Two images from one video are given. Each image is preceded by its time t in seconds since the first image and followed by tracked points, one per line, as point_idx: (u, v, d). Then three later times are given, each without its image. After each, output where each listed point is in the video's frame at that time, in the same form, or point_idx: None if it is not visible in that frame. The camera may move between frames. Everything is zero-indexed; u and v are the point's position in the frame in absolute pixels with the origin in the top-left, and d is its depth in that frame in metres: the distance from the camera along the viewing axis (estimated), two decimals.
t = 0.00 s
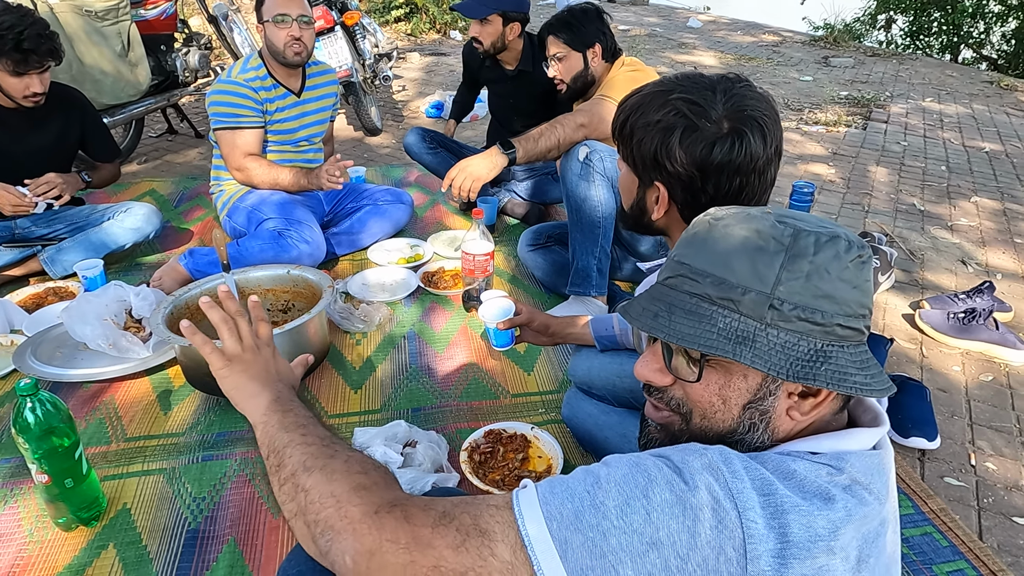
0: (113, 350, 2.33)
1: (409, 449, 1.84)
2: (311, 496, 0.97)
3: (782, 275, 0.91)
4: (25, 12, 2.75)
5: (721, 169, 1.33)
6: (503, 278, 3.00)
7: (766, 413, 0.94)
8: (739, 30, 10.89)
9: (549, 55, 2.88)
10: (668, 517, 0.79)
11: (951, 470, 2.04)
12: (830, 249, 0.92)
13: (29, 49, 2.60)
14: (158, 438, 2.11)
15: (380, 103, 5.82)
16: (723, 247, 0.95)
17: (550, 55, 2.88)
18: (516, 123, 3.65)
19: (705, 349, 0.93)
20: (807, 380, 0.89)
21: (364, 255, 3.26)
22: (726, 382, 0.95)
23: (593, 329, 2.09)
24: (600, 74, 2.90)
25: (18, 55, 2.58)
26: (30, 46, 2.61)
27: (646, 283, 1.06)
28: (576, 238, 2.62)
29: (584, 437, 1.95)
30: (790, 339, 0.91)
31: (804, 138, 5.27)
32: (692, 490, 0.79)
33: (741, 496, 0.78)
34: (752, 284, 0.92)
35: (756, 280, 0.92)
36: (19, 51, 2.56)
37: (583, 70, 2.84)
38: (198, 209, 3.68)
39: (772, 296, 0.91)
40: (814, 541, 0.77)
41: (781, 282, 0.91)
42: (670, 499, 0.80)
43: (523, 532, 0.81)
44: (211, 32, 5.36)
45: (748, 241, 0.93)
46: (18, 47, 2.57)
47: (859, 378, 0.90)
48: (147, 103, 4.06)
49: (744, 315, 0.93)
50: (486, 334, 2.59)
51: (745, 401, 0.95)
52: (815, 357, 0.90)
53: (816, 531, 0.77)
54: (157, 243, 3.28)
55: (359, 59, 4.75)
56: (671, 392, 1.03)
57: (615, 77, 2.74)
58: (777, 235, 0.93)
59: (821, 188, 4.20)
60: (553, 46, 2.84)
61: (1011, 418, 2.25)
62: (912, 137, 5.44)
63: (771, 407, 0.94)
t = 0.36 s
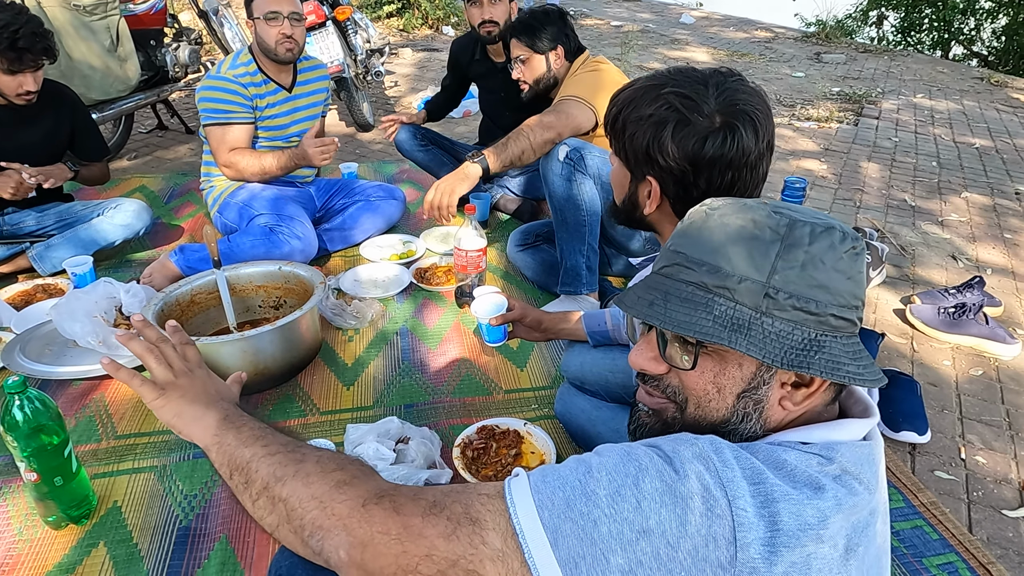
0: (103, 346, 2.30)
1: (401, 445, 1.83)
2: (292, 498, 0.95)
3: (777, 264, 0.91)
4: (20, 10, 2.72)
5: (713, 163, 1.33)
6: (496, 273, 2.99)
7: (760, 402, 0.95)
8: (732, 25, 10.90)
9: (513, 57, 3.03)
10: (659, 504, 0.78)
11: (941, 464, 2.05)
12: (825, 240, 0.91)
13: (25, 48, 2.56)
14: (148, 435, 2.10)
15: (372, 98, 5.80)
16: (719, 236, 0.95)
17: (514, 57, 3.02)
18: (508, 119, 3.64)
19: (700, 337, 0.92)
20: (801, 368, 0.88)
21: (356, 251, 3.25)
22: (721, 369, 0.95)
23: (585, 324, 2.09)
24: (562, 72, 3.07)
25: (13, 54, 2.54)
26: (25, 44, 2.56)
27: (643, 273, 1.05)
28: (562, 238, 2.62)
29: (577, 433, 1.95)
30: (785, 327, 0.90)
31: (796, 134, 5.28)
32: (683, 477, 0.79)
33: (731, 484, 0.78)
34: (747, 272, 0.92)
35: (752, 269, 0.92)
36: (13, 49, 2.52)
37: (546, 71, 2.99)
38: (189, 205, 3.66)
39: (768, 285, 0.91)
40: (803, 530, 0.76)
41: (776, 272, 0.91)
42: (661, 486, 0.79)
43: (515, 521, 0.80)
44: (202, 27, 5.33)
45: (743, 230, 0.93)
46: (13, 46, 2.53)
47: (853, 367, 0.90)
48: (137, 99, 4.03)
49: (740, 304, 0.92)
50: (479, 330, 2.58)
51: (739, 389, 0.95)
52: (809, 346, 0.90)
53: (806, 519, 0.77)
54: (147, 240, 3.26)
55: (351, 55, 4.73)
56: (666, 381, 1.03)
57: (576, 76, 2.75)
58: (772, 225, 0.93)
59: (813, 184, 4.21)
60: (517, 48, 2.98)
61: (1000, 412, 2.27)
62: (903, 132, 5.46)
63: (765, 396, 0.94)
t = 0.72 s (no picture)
0: (103, 341, 2.32)
1: (398, 440, 1.85)
2: (288, 483, 0.96)
3: (783, 276, 0.88)
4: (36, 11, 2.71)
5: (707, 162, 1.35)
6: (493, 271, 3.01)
7: (750, 406, 0.94)
8: (731, 25, 10.91)
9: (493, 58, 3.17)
10: (647, 483, 0.81)
11: (932, 461, 2.07)
12: (834, 255, 0.89)
13: (40, 52, 2.56)
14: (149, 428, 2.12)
15: (371, 96, 5.82)
16: (726, 240, 0.92)
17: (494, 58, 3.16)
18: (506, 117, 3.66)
19: (695, 341, 0.92)
20: (792, 382, 0.88)
21: (354, 249, 3.26)
22: (715, 371, 0.95)
23: (582, 322, 2.11)
24: (541, 73, 3.19)
25: (27, 58, 2.55)
26: (39, 49, 2.56)
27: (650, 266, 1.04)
28: (550, 241, 2.66)
29: (572, 429, 1.98)
30: (782, 340, 0.89)
31: (793, 134, 5.31)
32: (671, 458, 0.82)
33: (718, 469, 0.80)
34: (751, 282, 0.90)
35: (756, 278, 0.90)
36: (29, 53, 2.53)
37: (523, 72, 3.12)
38: (188, 201, 3.67)
39: (769, 296, 0.89)
40: (786, 515, 0.79)
41: (779, 284, 0.89)
42: (650, 465, 0.81)
43: (509, 492, 0.83)
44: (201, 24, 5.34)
45: (751, 238, 0.91)
46: (28, 51, 2.53)
47: (846, 383, 0.88)
48: (136, 94, 4.03)
49: (740, 312, 0.91)
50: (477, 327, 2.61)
51: (730, 392, 0.95)
52: (804, 360, 0.89)
53: (789, 505, 0.79)
54: (147, 235, 3.27)
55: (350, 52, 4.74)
56: (660, 374, 1.03)
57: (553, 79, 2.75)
58: (782, 234, 0.90)
59: (809, 184, 4.24)
60: (495, 50, 3.12)
61: (990, 410, 2.29)
62: (899, 133, 5.49)
63: (756, 400, 0.94)
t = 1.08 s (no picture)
0: (124, 335, 2.42)
1: (407, 433, 1.93)
2: (304, 475, 0.97)
3: (747, 280, 0.91)
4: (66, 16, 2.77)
5: (699, 172, 1.41)
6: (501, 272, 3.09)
7: (717, 399, 0.97)
8: (742, 29, 10.95)
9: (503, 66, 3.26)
10: (636, 476, 0.82)
11: (925, 462, 2.13)
12: (801, 264, 0.90)
13: (75, 61, 2.64)
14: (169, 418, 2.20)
15: (383, 98, 5.91)
16: (700, 243, 0.96)
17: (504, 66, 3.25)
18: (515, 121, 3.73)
19: (665, 336, 0.97)
20: (747, 378, 0.92)
21: (367, 248, 3.35)
22: (686, 365, 0.99)
23: (584, 322, 2.18)
24: (550, 81, 3.27)
25: (63, 66, 2.63)
26: (75, 58, 2.65)
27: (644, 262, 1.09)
28: (558, 242, 2.74)
29: (575, 425, 2.06)
30: (745, 339, 0.92)
31: (801, 139, 5.35)
32: (659, 454, 0.83)
33: (702, 463, 0.82)
34: (718, 283, 0.93)
35: (724, 280, 0.93)
36: (66, 63, 2.61)
37: (532, 80, 3.21)
38: (205, 200, 3.77)
39: (733, 298, 0.92)
40: (764, 506, 0.81)
41: (743, 288, 0.92)
42: (640, 460, 0.83)
43: (507, 484, 0.84)
44: (219, 25, 5.44)
45: (722, 243, 0.94)
46: (65, 60, 2.61)
47: (806, 386, 0.91)
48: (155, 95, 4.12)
49: (707, 311, 0.95)
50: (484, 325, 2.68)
51: (698, 384, 0.99)
52: (765, 360, 0.92)
53: (767, 497, 0.82)
54: (165, 233, 3.37)
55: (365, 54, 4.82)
56: (644, 363, 1.08)
57: (564, 84, 2.82)
58: (752, 240, 0.92)
59: (814, 188, 4.29)
60: (505, 59, 3.21)
61: (985, 413, 2.35)
62: (907, 139, 5.52)
63: (722, 394, 0.97)
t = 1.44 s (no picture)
0: (174, 318, 2.61)
1: (431, 419, 2.07)
2: (332, 445, 1.09)
3: (716, 281, 1.04)
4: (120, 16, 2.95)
5: (701, 181, 1.51)
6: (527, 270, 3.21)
7: (689, 384, 1.09)
8: (783, 32, 10.85)
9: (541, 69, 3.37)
10: (621, 453, 0.93)
11: (932, 467, 2.18)
12: (766, 271, 1.01)
13: (126, 57, 2.81)
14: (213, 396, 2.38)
15: (421, 98, 6.07)
16: (684, 245, 1.09)
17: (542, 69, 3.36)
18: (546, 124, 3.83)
19: (645, 325, 1.11)
20: (706, 367, 1.04)
21: (400, 244, 3.50)
22: (664, 351, 1.11)
23: (602, 320, 2.28)
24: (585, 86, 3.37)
25: (116, 62, 2.81)
26: (126, 53, 2.82)
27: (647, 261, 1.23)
28: (583, 242, 2.84)
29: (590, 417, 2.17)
30: (711, 332, 1.05)
31: (835, 146, 5.34)
32: (643, 434, 0.94)
33: (680, 443, 0.93)
34: (692, 281, 1.06)
35: (698, 279, 1.06)
36: (117, 59, 2.79)
37: (569, 84, 3.31)
38: (250, 194, 3.97)
39: (704, 296, 1.05)
40: (734, 483, 0.92)
41: (712, 287, 1.04)
42: (624, 438, 0.94)
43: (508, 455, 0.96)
44: (267, 26, 5.67)
45: (701, 247, 1.06)
46: (116, 56, 2.79)
47: (762, 380, 1.02)
48: (206, 94, 4.33)
49: (682, 305, 1.08)
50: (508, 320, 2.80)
51: (674, 369, 1.10)
52: (727, 352, 1.04)
53: (737, 475, 0.92)
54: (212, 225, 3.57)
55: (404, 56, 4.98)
56: (635, 350, 1.20)
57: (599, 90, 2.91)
58: (727, 246, 1.05)
59: (844, 196, 4.30)
60: (544, 62, 3.32)
61: (998, 423, 2.38)
62: (945, 147, 5.46)
63: (693, 379, 1.09)
